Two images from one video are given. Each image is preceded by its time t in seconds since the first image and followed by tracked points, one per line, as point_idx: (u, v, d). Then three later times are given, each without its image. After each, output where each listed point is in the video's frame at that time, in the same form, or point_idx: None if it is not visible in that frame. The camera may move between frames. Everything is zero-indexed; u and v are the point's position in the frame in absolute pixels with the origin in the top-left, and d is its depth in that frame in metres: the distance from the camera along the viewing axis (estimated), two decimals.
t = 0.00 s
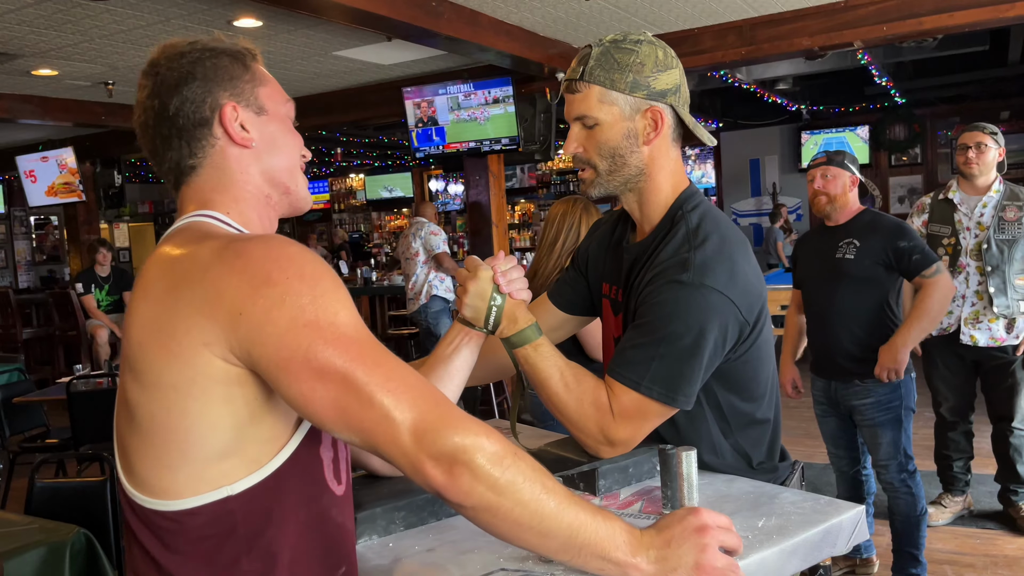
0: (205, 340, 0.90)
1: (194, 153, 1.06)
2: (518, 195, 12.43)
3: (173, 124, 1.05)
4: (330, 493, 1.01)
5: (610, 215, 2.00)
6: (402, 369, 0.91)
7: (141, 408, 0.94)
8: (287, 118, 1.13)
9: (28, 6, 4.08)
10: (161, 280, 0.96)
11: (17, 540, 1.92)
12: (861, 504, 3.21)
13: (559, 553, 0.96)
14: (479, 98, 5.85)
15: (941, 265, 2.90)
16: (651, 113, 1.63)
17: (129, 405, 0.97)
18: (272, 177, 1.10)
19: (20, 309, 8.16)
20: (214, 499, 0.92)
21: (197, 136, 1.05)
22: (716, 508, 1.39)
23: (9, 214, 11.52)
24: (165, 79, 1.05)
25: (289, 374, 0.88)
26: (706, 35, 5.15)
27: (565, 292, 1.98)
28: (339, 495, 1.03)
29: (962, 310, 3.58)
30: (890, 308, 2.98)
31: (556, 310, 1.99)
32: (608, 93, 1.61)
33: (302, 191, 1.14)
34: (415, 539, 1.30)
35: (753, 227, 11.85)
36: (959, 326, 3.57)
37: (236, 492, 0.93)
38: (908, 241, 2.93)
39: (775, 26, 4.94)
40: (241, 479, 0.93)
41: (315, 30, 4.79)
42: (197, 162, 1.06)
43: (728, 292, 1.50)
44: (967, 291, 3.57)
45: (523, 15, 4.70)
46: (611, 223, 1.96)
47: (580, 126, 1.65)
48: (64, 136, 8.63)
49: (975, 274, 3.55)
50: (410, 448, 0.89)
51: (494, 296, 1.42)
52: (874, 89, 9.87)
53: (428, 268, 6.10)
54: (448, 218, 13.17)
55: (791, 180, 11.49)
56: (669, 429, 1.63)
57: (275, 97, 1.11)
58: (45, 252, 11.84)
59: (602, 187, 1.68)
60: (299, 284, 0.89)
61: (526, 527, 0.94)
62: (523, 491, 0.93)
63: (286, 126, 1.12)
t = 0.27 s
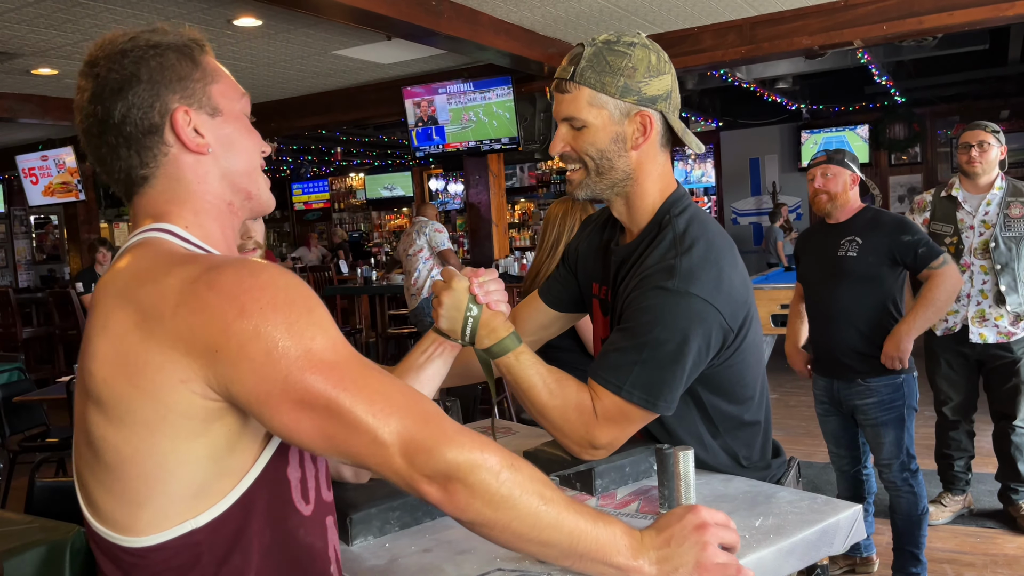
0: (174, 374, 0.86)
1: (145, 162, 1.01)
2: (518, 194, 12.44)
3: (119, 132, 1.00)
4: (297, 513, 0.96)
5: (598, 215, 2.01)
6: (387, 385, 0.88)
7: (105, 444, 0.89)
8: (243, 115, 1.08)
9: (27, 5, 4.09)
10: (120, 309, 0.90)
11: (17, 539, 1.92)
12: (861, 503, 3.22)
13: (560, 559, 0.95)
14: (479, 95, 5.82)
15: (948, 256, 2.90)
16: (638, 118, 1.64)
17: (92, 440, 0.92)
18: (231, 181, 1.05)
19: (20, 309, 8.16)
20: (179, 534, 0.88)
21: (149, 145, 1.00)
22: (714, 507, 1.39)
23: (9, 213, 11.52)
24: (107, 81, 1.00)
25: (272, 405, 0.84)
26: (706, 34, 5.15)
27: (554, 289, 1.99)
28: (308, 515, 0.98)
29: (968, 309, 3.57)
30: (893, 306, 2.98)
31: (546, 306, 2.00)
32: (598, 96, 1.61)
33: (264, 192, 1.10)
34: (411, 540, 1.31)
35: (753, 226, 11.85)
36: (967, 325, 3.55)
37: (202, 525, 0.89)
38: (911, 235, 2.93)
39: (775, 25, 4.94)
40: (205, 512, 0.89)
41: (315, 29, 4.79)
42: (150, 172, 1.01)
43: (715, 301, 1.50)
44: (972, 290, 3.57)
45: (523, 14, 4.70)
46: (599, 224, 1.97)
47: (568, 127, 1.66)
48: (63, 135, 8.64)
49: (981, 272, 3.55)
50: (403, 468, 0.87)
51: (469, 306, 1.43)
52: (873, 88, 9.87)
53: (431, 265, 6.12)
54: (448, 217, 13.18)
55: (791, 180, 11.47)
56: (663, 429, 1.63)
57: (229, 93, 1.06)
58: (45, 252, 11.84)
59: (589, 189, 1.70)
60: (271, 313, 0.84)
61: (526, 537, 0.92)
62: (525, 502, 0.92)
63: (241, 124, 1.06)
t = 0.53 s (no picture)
0: (163, 406, 0.84)
1: (123, 171, 0.98)
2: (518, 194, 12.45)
3: (94, 140, 0.97)
4: (285, 527, 0.95)
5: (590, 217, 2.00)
6: (380, 402, 0.87)
7: (92, 472, 0.88)
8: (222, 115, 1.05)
9: (27, 4, 4.09)
10: (102, 335, 0.88)
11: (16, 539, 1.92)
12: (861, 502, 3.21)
13: (566, 565, 0.94)
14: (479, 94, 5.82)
15: (947, 257, 2.89)
16: (629, 124, 1.64)
17: (77, 467, 0.90)
18: (212, 187, 1.04)
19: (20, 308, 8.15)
20: (167, 558, 0.88)
21: (127, 155, 0.98)
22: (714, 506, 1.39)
23: (9, 213, 11.51)
24: (79, 87, 0.96)
25: (264, 433, 0.83)
26: (706, 33, 5.14)
27: (551, 288, 1.99)
28: (297, 529, 0.98)
29: (971, 307, 3.56)
30: (893, 306, 2.98)
31: (543, 306, 2.00)
32: (587, 105, 1.61)
33: (246, 199, 1.09)
34: (411, 539, 1.31)
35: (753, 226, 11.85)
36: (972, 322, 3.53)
37: (190, 549, 0.88)
38: (911, 235, 2.92)
39: (775, 24, 4.94)
40: (190, 535, 0.88)
41: (315, 28, 4.79)
42: (128, 181, 0.99)
43: (712, 303, 1.50)
44: (975, 289, 3.57)
45: (523, 13, 4.70)
46: (594, 223, 1.97)
47: (557, 136, 1.66)
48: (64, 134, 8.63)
49: (983, 272, 3.56)
50: (400, 489, 0.87)
51: (464, 313, 1.44)
52: (873, 87, 9.88)
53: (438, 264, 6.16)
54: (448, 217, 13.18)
55: (790, 179, 11.49)
56: (664, 430, 1.63)
57: (208, 93, 1.03)
58: (45, 251, 11.84)
59: (583, 199, 1.68)
60: (256, 340, 0.82)
61: (530, 548, 0.92)
62: (531, 513, 0.91)
63: (221, 125, 1.04)
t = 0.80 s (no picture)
0: (151, 436, 0.84)
1: (113, 190, 0.96)
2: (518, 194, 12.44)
3: (83, 159, 0.95)
4: (279, 549, 0.95)
5: (590, 219, 2.00)
6: (374, 421, 0.87)
7: (82, 500, 0.88)
8: (214, 132, 1.03)
9: (28, 4, 4.09)
10: (86, 365, 0.87)
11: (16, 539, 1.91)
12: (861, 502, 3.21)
13: (566, 570, 0.94)
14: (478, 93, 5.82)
15: (946, 260, 2.88)
16: (634, 122, 1.64)
17: (66, 497, 0.90)
18: (203, 206, 1.02)
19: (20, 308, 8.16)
20: None
21: (117, 175, 0.95)
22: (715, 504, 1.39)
23: (9, 213, 11.51)
24: (66, 105, 0.93)
25: (256, 459, 0.83)
26: (706, 33, 5.14)
27: (552, 287, 1.98)
28: (290, 550, 0.97)
29: (971, 307, 3.55)
30: (894, 306, 2.98)
31: (544, 306, 2.00)
32: (592, 104, 1.61)
33: (238, 217, 1.07)
34: (412, 538, 1.31)
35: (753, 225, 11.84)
36: (971, 322, 3.53)
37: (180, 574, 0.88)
38: (911, 236, 2.91)
39: (775, 23, 4.93)
40: (182, 559, 0.88)
41: (315, 28, 4.79)
42: (117, 202, 0.97)
43: (712, 306, 1.49)
44: (975, 288, 3.57)
45: (523, 13, 4.70)
46: (595, 223, 1.96)
47: (562, 136, 1.65)
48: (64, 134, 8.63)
49: (982, 271, 3.56)
50: (397, 506, 0.87)
51: (461, 316, 1.48)
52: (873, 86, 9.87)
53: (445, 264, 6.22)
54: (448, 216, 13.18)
55: (790, 178, 11.50)
56: (664, 430, 1.62)
57: (199, 110, 1.01)
58: (45, 251, 11.84)
59: (585, 198, 1.68)
60: (244, 366, 0.82)
61: (529, 555, 0.92)
62: (532, 523, 0.91)
63: (212, 142, 1.02)
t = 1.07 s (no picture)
0: (153, 426, 0.84)
1: (144, 179, 0.98)
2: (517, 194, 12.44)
3: (118, 147, 0.97)
4: (282, 552, 0.95)
5: (593, 216, 1.99)
6: (374, 415, 0.87)
7: (86, 487, 0.88)
8: (248, 129, 1.05)
9: (27, 4, 4.09)
10: (93, 354, 0.88)
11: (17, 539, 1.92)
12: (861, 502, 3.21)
13: (564, 570, 0.94)
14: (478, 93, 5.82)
15: (944, 262, 2.89)
16: (639, 123, 1.64)
17: (72, 484, 0.90)
18: (229, 201, 1.03)
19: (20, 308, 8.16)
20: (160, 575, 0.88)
21: (149, 165, 0.97)
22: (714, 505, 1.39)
23: (9, 213, 11.52)
24: (108, 93, 0.96)
25: (256, 450, 0.83)
26: (705, 33, 5.14)
27: (552, 288, 1.99)
28: (290, 553, 0.96)
29: (969, 308, 3.56)
30: (894, 307, 2.98)
31: (544, 306, 2.01)
32: (596, 107, 1.61)
33: (265, 214, 1.08)
34: (411, 539, 1.31)
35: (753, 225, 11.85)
36: (969, 324, 3.54)
37: (183, 566, 0.88)
38: (911, 237, 2.91)
39: (774, 24, 4.93)
40: (186, 553, 0.88)
41: (314, 28, 4.79)
42: (147, 190, 0.98)
43: (715, 301, 1.49)
44: (973, 289, 3.57)
45: (522, 13, 4.70)
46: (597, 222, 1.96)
47: (568, 139, 1.65)
48: (64, 134, 8.63)
49: (981, 272, 3.56)
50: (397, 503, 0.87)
51: (470, 311, 1.45)
52: (873, 86, 9.88)
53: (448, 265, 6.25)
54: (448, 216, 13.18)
55: (790, 178, 11.51)
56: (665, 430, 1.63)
57: (235, 108, 1.03)
58: (45, 251, 11.85)
59: (596, 199, 1.69)
60: (246, 357, 0.82)
61: (529, 554, 0.92)
62: (530, 521, 0.92)
63: (245, 139, 1.04)
